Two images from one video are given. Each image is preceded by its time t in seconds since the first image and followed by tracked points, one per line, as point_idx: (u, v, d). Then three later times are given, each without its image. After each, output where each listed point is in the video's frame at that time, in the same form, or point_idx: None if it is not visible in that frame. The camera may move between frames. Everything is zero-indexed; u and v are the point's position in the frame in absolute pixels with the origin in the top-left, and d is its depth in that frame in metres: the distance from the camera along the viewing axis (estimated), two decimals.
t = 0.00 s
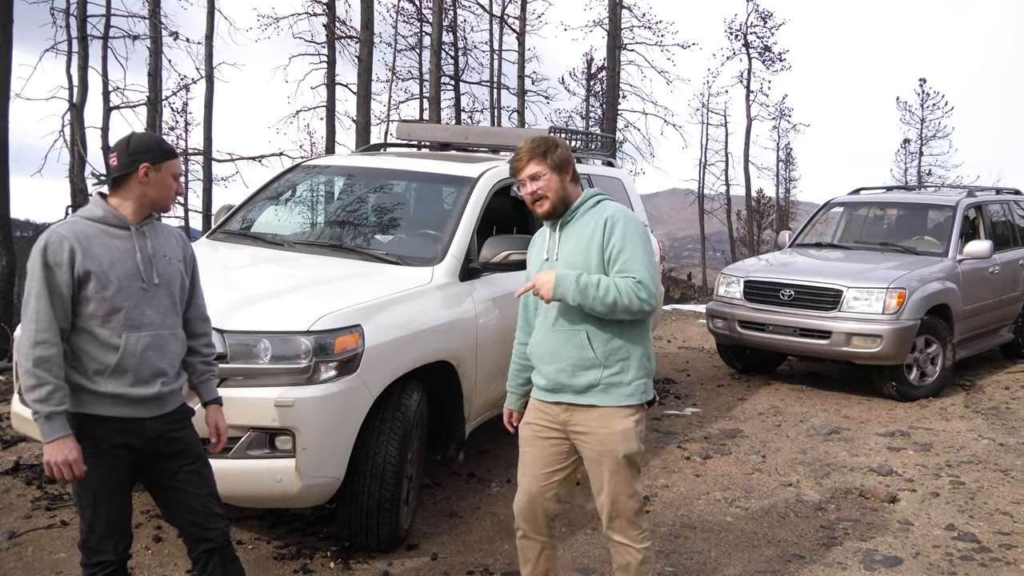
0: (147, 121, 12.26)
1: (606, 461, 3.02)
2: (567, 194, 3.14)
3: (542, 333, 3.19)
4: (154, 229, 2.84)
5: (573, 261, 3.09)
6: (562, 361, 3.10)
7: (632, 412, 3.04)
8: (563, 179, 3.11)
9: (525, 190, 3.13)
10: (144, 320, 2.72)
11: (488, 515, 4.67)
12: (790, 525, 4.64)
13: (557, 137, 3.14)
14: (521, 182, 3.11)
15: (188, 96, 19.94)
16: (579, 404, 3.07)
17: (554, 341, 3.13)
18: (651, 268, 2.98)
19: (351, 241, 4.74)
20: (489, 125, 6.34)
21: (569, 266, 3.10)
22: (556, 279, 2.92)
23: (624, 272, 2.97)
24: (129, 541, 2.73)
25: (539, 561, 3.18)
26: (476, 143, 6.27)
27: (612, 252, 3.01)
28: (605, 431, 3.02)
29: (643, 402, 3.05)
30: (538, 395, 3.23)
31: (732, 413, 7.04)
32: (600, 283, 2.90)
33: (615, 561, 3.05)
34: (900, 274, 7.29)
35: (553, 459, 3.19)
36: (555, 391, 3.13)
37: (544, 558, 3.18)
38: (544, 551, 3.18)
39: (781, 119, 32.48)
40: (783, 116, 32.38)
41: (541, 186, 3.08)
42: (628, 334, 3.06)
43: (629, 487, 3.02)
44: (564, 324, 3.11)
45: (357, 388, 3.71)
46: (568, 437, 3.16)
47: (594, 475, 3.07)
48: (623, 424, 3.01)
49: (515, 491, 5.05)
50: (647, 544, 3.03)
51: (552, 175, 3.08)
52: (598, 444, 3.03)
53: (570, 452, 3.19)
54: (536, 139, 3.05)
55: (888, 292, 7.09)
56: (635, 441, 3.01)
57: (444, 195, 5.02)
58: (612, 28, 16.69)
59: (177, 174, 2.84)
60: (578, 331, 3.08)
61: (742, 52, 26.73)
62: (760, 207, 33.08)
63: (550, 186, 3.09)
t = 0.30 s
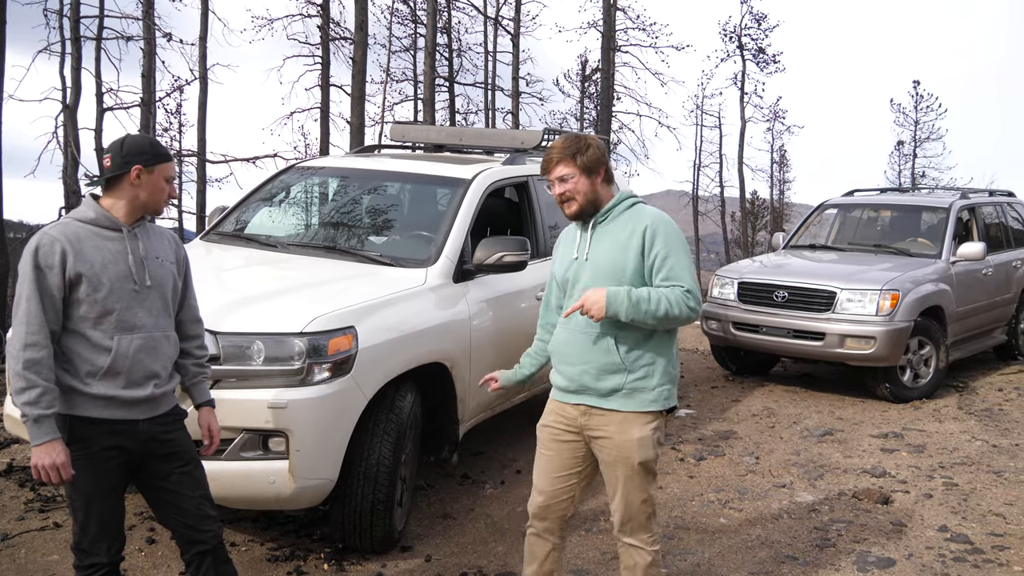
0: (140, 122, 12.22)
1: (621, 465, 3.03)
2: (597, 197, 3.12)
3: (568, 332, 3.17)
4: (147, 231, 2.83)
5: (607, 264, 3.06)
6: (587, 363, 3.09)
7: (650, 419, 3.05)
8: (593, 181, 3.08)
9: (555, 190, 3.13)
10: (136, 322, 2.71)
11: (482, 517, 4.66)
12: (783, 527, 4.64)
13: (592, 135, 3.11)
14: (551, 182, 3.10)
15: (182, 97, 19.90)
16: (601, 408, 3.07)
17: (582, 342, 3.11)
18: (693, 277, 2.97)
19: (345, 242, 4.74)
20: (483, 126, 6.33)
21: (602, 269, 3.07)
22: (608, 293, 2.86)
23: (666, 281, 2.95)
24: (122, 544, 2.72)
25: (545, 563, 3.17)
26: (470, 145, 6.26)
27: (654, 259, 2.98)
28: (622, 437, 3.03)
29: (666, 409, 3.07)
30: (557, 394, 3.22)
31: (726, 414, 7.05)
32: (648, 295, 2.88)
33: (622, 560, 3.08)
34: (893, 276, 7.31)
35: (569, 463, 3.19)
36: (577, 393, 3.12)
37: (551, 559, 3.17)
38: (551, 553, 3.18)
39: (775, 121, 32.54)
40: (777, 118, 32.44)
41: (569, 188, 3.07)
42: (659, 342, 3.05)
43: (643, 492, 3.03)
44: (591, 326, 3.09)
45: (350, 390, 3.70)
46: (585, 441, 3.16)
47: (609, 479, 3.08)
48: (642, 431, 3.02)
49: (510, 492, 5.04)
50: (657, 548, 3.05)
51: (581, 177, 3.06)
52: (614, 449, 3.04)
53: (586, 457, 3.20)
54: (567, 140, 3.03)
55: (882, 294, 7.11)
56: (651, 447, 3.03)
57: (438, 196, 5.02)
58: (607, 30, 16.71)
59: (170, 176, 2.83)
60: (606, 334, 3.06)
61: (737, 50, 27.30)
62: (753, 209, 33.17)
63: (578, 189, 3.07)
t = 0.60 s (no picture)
0: (139, 123, 12.20)
1: (632, 468, 3.03)
2: (603, 206, 3.11)
3: (581, 334, 3.19)
4: (145, 233, 2.83)
5: (616, 271, 3.04)
6: (596, 367, 3.10)
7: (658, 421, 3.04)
8: (597, 191, 3.08)
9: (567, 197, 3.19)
10: (135, 323, 2.71)
11: (481, 517, 4.66)
12: (782, 527, 4.65)
13: (605, 142, 3.08)
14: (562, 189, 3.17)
15: (180, 99, 19.95)
16: (610, 411, 3.08)
17: (592, 347, 3.12)
18: (705, 295, 2.88)
19: (343, 243, 4.74)
20: (481, 127, 6.34)
21: (612, 279, 3.04)
22: (628, 387, 2.89)
23: (674, 300, 2.88)
24: (120, 545, 2.71)
25: (554, 560, 3.18)
26: (468, 146, 6.27)
27: (662, 276, 2.91)
28: (631, 440, 3.02)
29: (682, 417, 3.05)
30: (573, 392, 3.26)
31: (725, 415, 7.05)
32: (658, 356, 2.86)
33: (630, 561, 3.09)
34: (891, 276, 7.32)
35: (585, 462, 3.19)
36: (589, 396, 3.15)
37: (560, 557, 3.18)
38: (560, 553, 3.19)
39: (773, 121, 32.57)
40: (775, 118, 32.47)
41: (573, 196, 3.11)
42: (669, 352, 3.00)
43: (654, 496, 3.03)
44: (601, 331, 3.09)
45: (349, 391, 3.70)
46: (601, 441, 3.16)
47: (619, 481, 3.08)
48: (650, 433, 3.01)
49: (508, 493, 5.04)
50: (665, 552, 3.05)
51: (582, 187, 3.08)
52: (624, 451, 3.04)
53: (603, 458, 3.18)
54: (572, 150, 3.07)
55: (880, 294, 7.12)
56: (661, 451, 3.02)
57: (436, 197, 5.02)
58: (605, 31, 16.73)
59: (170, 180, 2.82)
60: (616, 341, 3.05)
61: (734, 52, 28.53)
62: (752, 209, 33.23)
63: (581, 198, 3.10)
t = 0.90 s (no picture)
0: (138, 123, 12.19)
1: (631, 465, 3.03)
2: (606, 205, 3.13)
3: (585, 331, 3.19)
4: (145, 232, 2.83)
5: (619, 269, 3.03)
6: (598, 365, 3.10)
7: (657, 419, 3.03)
8: (599, 191, 3.11)
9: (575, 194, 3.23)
10: (135, 323, 2.71)
11: (480, 516, 4.66)
12: (781, 526, 4.65)
13: (609, 142, 3.07)
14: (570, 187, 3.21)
15: (179, 98, 19.93)
16: (611, 409, 3.08)
17: (594, 344, 3.13)
18: (709, 294, 2.86)
19: (343, 242, 4.74)
20: (481, 126, 6.33)
21: (615, 276, 3.04)
22: (635, 385, 2.92)
23: (677, 298, 2.87)
24: (120, 544, 2.71)
25: (552, 551, 3.20)
26: (468, 145, 6.27)
27: (666, 274, 2.90)
28: (631, 438, 3.02)
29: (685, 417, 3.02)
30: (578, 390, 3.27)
31: (724, 414, 7.06)
32: (663, 355, 2.86)
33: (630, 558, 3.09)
34: (890, 275, 7.32)
35: (586, 455, 3.19)
36: (590, 393, 3.15)
37: (557, 550, 3.19)
38: (559, 544, 3.20)
39: (773, 120, 32.58)
40: (774, 118, 32.47)
41: (577, 195, 3.16)
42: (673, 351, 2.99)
43: (654, 494, 3.03)
44: (603, 329, 3.10)
45: (348, 390, 3.70)
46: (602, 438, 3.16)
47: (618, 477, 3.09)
48: (650, 432, 3.00)
49: (508, 492, 5.04)
50: (665, 551, 3.05)
51: (585, 187, 3.11)
52: (622, 449, 3.04)
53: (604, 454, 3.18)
54: (575, 149, 3.11)
55: (879, 293, 7.12)
56: (661, 450, 3.01)
57: (435, 196, 5.02)
58: (605, 30, 16.72)
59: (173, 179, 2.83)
60: (617, 339, 3.05)
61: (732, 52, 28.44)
62: (751, 209, 33.25)
63: (584, 197, 3.14)
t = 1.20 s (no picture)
0: (137, 120, 12.17)
1: (625, 466, 3.03)
2: (606, 203, 3.13)
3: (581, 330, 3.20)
4: (144, 230, 2.82)
5: (616, 267, 3.03)
6: (592, 363, 3.11)
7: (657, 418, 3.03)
8: (599, 189, 3.10)
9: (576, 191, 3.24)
10: (134, 321, 2.70)
11: (479, 515, 4.66)
12: (780, 525, 4.65)
13: (610, 139, 3.07)
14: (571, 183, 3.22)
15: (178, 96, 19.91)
16: (604, 408, 3.09)
17: (590, 342, 3.13)
18: (706, 294, 2.84)
19: (342, 241, 4.74)
20: (480, 125, 6.33)
21: (612, 274, 3.04)
22: (628, 383, 2.92)
23: (672, 298, 2.86)
24: (118, 542, 2.71)
25: (559, 553, 3.20)
26: (467, 143, 6.26)
27: (663, 274, 2.89)
28: (623, 438, 3.02)
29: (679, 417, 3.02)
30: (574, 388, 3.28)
31: (723, 413, 7.06)
32: (657, 354, 2.86)
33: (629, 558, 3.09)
34: (889, 275, 7.32)
35: (588, 456, 3.19)
36: (585, 392, 3.16)
37: (563, 551, 3.19)
38: (566, 545, 3.20)
39: (772, 119, 32.58)
40: (774, 117, 32.47)
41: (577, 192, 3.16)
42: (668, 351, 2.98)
43: (647, 495, 3.02)
44: (598, 327, 3.10)
45: (347, 388, 3.70)
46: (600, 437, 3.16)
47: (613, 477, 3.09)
48: (649, 431, 3.00)
49: (506, 491, 5.04)
50: (662, 550, 3.05)
51: (584, 185, 3.12)
52: (616, 449, 3.04)
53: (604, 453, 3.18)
54: (577, 146, 3.12)
55: (878, 293, 7.12)
56: (653, 450, 3.00)
57: (435, 195, 5.01)
58: (604, 29, 16.71)
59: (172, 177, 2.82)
60: (611, 337, 3.06)
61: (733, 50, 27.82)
62: (751, 208, 33.24)
63: (583, 194, 3.14)
